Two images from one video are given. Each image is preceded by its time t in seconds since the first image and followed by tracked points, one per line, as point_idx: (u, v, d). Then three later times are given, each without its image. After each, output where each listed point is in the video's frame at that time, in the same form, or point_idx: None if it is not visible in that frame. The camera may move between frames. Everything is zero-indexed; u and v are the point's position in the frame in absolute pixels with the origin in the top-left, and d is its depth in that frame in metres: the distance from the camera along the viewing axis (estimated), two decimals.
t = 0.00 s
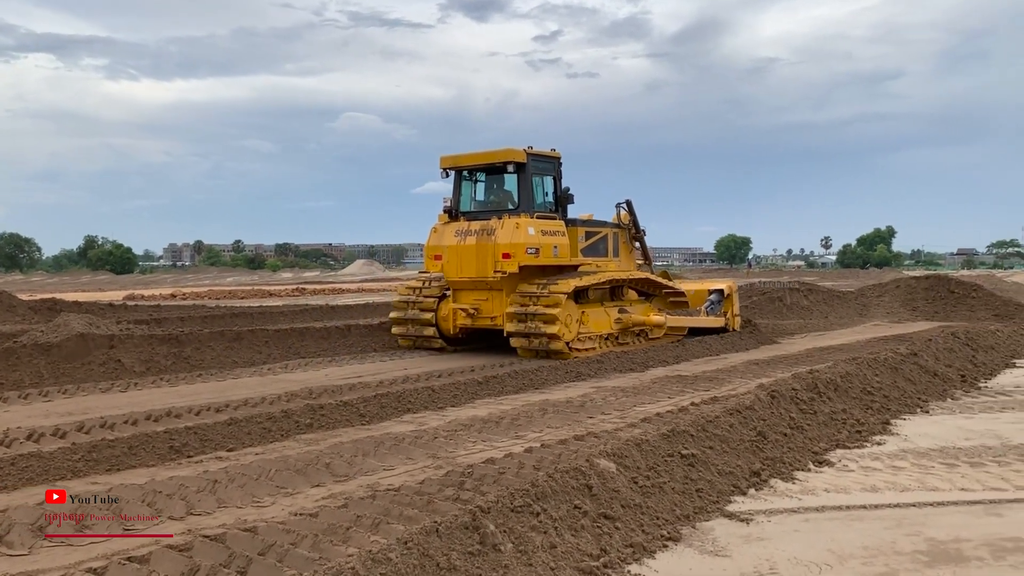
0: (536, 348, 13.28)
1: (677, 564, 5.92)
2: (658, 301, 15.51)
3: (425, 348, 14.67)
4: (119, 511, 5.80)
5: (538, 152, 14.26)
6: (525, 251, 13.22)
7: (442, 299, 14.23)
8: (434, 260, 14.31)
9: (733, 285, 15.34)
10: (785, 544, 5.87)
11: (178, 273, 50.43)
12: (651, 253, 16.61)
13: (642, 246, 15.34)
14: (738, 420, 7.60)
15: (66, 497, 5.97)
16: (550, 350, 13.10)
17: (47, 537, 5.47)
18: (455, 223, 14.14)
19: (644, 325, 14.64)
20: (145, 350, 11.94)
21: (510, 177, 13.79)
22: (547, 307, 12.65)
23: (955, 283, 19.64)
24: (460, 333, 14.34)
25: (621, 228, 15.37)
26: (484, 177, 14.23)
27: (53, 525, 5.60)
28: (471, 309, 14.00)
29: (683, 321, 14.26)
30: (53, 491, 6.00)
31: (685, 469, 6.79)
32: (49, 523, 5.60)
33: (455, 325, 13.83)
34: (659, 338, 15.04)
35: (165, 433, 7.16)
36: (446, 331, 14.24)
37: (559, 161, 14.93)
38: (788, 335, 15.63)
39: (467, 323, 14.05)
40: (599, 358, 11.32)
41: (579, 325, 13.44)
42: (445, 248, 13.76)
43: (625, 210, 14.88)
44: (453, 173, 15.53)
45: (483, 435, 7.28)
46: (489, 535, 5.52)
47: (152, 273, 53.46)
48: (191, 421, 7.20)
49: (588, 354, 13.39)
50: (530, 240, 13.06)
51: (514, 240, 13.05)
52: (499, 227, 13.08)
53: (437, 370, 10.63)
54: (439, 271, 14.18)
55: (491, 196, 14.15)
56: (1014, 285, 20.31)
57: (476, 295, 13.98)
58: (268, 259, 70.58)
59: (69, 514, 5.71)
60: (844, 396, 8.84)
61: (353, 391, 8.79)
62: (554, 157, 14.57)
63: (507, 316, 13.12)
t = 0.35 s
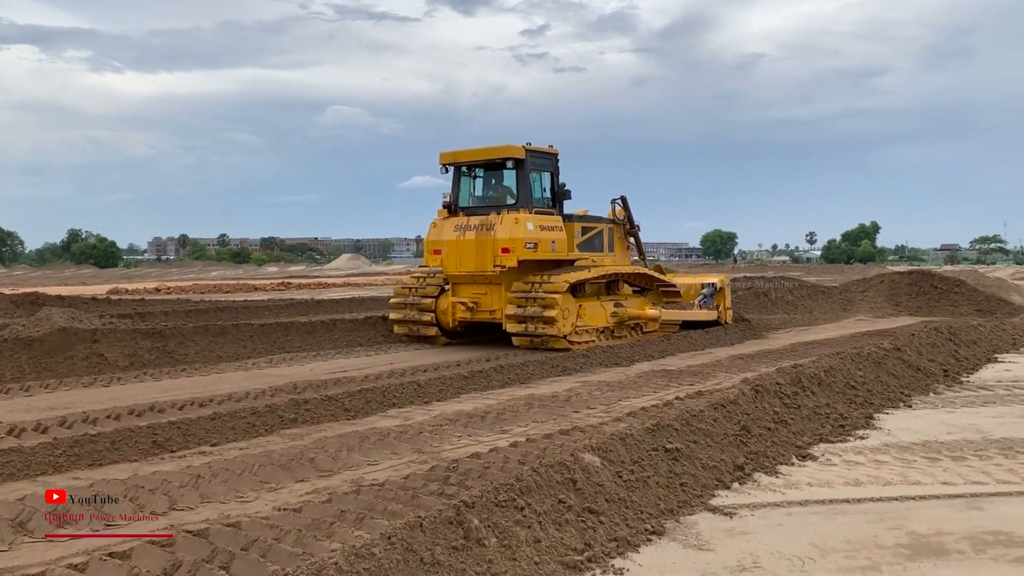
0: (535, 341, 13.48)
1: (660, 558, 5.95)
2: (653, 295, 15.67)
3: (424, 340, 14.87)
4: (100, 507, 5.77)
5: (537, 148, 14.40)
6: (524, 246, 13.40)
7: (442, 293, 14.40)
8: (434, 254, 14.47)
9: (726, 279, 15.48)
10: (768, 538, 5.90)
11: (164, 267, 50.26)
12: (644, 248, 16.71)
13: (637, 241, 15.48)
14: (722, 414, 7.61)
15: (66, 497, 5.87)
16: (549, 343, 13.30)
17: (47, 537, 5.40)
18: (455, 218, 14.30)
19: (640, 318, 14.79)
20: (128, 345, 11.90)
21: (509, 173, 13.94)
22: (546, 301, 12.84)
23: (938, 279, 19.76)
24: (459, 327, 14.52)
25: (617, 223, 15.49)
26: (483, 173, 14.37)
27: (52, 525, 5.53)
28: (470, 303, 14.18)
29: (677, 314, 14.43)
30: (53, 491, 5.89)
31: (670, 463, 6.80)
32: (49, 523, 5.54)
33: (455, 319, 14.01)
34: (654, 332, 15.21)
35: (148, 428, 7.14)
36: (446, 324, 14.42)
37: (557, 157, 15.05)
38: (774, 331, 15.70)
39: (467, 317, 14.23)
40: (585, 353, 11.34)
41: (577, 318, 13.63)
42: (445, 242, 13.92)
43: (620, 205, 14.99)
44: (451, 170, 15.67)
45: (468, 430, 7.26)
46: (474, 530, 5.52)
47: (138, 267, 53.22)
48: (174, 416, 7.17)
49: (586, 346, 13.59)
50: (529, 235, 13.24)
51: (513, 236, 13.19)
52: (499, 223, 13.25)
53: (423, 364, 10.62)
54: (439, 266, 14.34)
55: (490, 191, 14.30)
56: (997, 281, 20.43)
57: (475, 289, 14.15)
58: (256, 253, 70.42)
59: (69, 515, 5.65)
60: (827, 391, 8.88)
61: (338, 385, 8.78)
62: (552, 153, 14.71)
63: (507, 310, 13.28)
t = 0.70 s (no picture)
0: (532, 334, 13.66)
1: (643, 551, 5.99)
2: (646, 289, 15.87)
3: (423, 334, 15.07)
4: (81, 503, 5.75)
5: (534, 145, 14.58)
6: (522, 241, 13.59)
7: (440, 287, 14.59)
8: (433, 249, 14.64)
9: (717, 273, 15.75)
10: (749, 531, 5.94)
11: (148, 261, 49.98)
12: (636, 242, 16.86)
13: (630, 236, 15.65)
14: (705, 408, 7.64)
15: (66, 497, 5.82)
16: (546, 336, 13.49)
17: (47, 537, 5.36)
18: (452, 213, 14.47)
19: (634, 311, 15.00)
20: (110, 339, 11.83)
21: (507, 170, 14.14)
22: (544, 295, 13.04)
23: (920, 273, 19.89)
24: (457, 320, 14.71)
25: (611, 218, 15.67)
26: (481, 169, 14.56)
27: (52, 525, 5.50)
28: (468, 296, 14.36)
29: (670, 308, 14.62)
30: (53, 492, 5.84)
31: (652, 457, 6.83)
32: (49, 523, 5.50)
33: (452, 312, 14.19)
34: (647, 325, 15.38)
35: (130, 423, 7.11)
36: (444, 318, 14.61)
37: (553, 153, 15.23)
38: (758, 325, 15.79)
39: (464, 311, 14.41)
40: (570, 347, 11.36)
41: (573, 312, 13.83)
42: (443, 237, 14.09)
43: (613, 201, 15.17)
44: (447, 166, 15.80)
45: (452, 425, 7.25)
46: (456, 525, 5.53)
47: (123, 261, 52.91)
48: (156, 412, 7.14)
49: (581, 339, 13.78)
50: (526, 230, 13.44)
51: (511, 230, 13.43)
52: (497, 218, 13.44)
53: (408, 359, 10.62)
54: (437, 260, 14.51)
55: (488, 187, 14.49)
56: (978, 275, 20.59)
57: (473, 283, 14.34)
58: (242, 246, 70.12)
59: (69, 514, 5.62)
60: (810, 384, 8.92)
61: (321, 380, 8.75)
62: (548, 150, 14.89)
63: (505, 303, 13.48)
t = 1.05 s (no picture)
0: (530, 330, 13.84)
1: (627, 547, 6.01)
2: (641, 285, 16.06)
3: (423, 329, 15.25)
4: (61, 502, 5.72)
5: (531, 144, 14.85)
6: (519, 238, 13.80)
7: (439, 283, 14.84)
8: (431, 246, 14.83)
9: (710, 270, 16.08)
10: (732, 527, 5.97)
11: (131, 256, 49.75)
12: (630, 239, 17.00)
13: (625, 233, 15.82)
14: (689, 405, 7.67)
15: (66, 497, 5.80)
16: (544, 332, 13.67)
17: (47, 537, 5.32)
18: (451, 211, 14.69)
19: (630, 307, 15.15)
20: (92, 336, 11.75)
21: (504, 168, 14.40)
22: (541, 291, 13.23)
23: (903, 270, 19.99)
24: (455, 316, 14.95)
25: (605, 215, 15.83)
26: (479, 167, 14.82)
27: (52, 525, 5.47)
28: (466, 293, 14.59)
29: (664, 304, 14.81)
30: (53, 492, 5.82)
31: (637, 454, 6.85)
32: (49, 523, 5.47)
33: (451, 308, 14.42)
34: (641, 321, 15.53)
35: (112, 421, 7.07)
36: (443, 313, 14.85)
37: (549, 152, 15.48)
38: (744, 322, 15.85)
39: (462, 307, 14.62)
40: (556, 345, 11.37)
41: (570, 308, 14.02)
42: (441, 235, 14.29)
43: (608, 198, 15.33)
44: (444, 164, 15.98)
45: (437, 422, 7.24)
46: (440, 522, 5.53)
47: (108, 256, 52.65)
48: (138, 409, 7.11)
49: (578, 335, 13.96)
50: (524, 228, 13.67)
51: (508, 228, 13.65)
52: (495, 215, 13.66)
53: (393, 356, 10.60)
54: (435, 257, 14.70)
55: (485, 185, 14.76)
56: (961, 272, 20.72)
57: (471, 280, 14.56)
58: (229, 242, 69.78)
59: (68, 514, 5.60)
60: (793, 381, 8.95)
61: (305, 377, 8.72)
62: (545, 149, 15.16)
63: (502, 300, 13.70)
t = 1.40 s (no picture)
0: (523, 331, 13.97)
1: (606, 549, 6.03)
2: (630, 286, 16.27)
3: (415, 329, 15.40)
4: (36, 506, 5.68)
5: (524, 146, 15.02)
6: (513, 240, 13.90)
7: (433, 283, 14.86)
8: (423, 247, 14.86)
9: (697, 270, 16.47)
10: (710, 528, 6.00)
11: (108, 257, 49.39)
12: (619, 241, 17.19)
13: (614, 235, 16.03)
14: (668, 406, 7.70)
15: (66, 497, 5.82)
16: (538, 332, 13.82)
17: (47, 536, 5.36)
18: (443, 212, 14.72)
19: (619, 306, 15.36)
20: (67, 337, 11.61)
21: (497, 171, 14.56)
22: (535, 293, 13.37)
23: (880, 271, 20.20)
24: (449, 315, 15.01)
25: (595, 217, 16.05)
26: (472, 170, 14.97)
27: (52, 524, 5.49)
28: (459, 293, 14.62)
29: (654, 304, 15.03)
30: (53, 492, 5.84)
31: (616, 455, 6.87)
32: (48, 522, 5.50)
33: (444, 308, 14.48)
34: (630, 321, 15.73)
35: (88, 424, 7.02)
36: (435, 313, 14.91)
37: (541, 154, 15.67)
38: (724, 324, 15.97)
39: (456, 307, 14.67)
40: (537, 346, 11.39)
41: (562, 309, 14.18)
42: (434, 236, 14.31)
43: (597, 200, 15.53)
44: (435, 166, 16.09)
45: (417, 424, 7.22)
46: (420, 524, 5.52)
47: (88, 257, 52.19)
48: (116, 412, 7.06)
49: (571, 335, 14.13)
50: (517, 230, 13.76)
51: (503, 230, 13.74)
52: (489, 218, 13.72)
53: (375, 357, 10.59)
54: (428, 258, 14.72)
55: (478, 188, 14.91)
56: (936, 274, 20.95)
57: (464, 281, 14.61)
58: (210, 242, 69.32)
59: (68, 514, 5.62)
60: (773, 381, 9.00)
61: (284, 379, 8.67)
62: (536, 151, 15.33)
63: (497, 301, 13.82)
